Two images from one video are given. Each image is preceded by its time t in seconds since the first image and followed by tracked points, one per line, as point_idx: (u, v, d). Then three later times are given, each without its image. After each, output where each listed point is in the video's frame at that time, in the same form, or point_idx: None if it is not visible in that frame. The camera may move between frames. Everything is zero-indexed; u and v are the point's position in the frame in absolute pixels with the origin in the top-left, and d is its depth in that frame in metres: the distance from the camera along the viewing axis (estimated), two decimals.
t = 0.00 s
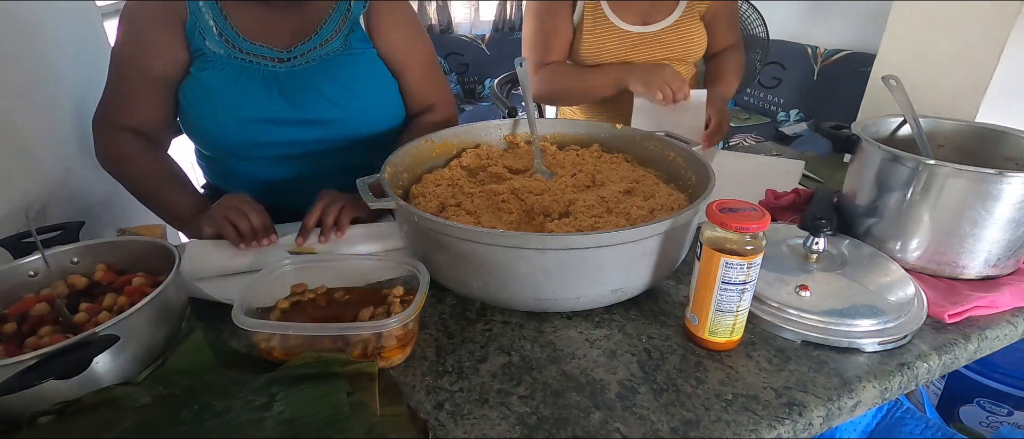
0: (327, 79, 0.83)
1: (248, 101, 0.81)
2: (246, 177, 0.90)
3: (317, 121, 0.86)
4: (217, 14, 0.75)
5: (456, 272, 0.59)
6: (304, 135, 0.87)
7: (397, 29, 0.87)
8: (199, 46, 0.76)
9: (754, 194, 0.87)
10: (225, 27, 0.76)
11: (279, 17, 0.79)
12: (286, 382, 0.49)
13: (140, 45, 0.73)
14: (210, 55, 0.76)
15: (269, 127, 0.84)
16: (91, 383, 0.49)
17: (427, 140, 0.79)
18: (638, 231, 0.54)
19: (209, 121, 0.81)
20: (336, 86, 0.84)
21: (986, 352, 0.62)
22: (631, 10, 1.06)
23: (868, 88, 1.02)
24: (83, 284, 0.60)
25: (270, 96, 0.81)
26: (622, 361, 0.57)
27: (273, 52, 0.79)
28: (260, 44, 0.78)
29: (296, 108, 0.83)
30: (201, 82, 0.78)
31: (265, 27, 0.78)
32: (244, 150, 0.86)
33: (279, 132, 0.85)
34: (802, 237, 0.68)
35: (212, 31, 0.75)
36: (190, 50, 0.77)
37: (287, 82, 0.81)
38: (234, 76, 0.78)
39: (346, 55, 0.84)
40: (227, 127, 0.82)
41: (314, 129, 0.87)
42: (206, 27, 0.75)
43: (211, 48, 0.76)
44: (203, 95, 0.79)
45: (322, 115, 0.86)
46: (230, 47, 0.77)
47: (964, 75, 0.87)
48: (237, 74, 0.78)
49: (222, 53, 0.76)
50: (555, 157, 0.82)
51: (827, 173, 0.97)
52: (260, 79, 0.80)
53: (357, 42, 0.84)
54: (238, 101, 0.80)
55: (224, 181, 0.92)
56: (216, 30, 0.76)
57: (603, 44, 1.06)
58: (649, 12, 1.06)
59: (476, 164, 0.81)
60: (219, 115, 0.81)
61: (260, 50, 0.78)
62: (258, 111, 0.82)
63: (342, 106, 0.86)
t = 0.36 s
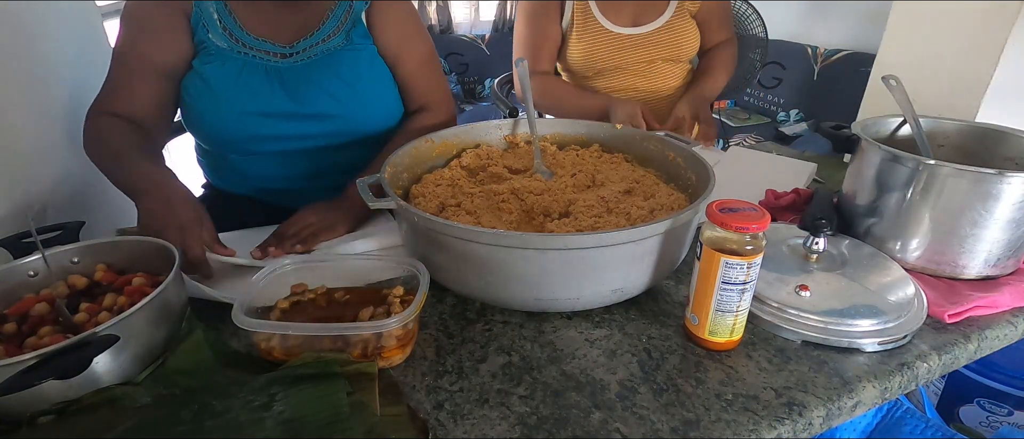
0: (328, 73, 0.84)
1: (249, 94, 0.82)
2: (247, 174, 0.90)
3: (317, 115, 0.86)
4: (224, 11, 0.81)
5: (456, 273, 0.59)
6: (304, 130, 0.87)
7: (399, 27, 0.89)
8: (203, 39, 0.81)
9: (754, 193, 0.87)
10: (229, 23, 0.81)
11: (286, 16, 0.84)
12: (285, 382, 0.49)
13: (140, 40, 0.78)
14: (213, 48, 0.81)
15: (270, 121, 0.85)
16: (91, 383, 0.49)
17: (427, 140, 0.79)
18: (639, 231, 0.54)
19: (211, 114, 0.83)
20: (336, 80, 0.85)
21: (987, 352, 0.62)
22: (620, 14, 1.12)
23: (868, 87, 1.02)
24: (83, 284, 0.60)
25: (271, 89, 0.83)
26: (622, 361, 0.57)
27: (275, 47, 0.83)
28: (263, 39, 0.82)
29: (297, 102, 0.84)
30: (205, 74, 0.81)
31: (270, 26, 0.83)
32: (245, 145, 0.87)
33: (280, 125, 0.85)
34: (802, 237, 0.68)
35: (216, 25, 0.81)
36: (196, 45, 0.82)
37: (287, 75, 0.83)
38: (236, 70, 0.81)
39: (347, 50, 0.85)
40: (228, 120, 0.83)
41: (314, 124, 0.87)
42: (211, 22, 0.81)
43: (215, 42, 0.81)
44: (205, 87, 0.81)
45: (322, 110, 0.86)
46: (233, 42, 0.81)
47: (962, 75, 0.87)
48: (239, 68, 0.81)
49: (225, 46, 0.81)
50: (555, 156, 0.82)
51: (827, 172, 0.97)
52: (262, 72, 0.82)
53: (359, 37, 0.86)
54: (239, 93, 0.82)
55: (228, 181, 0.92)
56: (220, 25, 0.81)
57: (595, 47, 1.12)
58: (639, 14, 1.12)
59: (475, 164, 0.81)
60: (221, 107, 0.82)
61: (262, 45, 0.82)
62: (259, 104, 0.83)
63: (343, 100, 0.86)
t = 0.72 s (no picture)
0: (332, 74, 0.82)
1: (251, 91, 0.79)
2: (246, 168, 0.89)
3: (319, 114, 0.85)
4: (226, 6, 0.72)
5: (456, 272, 0.59)
6: (305, 128, 0.86)
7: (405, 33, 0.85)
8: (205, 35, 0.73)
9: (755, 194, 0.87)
10: (234, 18, 0.73)
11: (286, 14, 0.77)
12: (285, 382, 0.49)
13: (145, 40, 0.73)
14: (216, 45, 0.74)
15: (270, 119, 0.83)
16: (91, 383, 0.49)
17: (427, 140, 0.79)
18: (639, 230, 0.54)
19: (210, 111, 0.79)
20: (339, 80, 0.83)
21: (986, 352, 0.62)
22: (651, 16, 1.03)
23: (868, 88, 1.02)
24: (83, 284, 0.60)
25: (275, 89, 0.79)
26: (622, 361, 0.57)
27: (280, 45, 0.76)
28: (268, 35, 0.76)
29: (299, 101, 0.82)
30: (206, 72, 0.75)
31: (276, 20, 0.76)
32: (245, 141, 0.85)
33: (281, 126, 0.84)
34: (802, 238, 0.68)
35: (219, 20, 0.73)
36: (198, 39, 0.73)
37: (293, 76, 0.79)
38: (240, 65, 0.76)
39: (352, 50, 0.82)
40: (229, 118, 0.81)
41: (314, 122, 0.86)
42: (213, 17, 0.72)
43: (219, 38, 0.73)
44: (207, 86, 0.76)
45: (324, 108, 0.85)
46: (237, 38, 0.74)
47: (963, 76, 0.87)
48: (242, 63, 0.76)
49: (229, 43, 0.74)
50: (555, 157, 0.82)
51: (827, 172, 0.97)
52: (264, 70, 0.77)
53: (364, 37, 0.82)
54: (240, 92, 0.78)
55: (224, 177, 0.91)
56: (223, 19, 0.73)
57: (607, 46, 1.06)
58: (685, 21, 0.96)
59: (475, 164, 0.81)
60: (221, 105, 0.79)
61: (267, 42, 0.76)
62: (262, 102, 0.80)
63: (344, 99, 0.86)
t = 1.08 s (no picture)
0: (322, 67, 0.84)
1: (243, 87, 0.82)
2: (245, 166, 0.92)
3: (311, 106, 0.86)
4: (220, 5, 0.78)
5: (456, 272, 0.59)
6: (298, 122, 0.88)
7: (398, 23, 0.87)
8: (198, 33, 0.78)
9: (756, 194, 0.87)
10: (226, 15, 0.78)
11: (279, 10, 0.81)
12: (286, 382, 0.49)
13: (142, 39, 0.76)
14: (209, 42, 0.78)
15: (265, 115, 0.85)
16: (91, 383, 0.49)
17: (427, 140, 0.79)
18: (639, 231, 0.54)
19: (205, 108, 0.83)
20: (329, 72, 0.85)
21: (986, 352, 0.61)
22: (630, 13, 1.07)
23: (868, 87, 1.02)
24: (83, 284, 0.60)
25: (265, 82, 0.82)
26: (622, 361, 0.57)
27: (269, 40, 0.80)
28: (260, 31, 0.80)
29: (290, 92, 0.84)
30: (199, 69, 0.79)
31: (268, 19, 0.81)
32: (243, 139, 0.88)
33: (275, 120, 0.86)
34: (802, 238, 0.68)
35: (213, 19, 0.78)
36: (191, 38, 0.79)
37: (284, 71, 0.82)
38: (231, 61, 0.80)
39: (343, 42, 0.84)
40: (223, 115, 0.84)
41: (308, 117, 0.87)
42: (207, 16, 0.78)
43: (210, 35, 0.78)
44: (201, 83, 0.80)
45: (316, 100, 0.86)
46: (229, 35, 0.78)
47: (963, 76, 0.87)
48: (233, 60, 0.79)
49: (222, 40, 0.78)
50: (556, 157, 0.82)
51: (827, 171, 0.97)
52: (254, 64, 0.81)
53: (353, 28, 0.84)
54: (231, 88, 0.81)
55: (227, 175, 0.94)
56: (217, 19, 0.78)
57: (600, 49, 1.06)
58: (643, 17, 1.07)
59: (475, 164, 0.81)
60: (215, 101, 0.82)
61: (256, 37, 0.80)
62: (254, 98, 0.83)
63: (336, 92, 0.86)
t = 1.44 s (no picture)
0: (355, 69, 0.85)
1: (280, 96, 0.82)
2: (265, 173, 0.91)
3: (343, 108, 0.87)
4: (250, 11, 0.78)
5: (456, 272, 0.59)
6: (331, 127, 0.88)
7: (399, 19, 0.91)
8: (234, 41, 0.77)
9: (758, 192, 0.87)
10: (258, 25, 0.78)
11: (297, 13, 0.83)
12: (286, 382, 0.49)
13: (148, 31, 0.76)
14: (247, 53, 0.78)
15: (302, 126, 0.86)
16: (91, 383, 0.49)
17: (427, 140, 0.79)
18: (639, 231, 0.54)
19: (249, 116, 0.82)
20: (359, 72, 0.86)
21: (986, 352, 0.61)
22: (638, 21, 1.03)
23: (867, 88, 1.02)
24: (83, 284, 0.60)
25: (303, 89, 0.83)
26: (622, 361, 0.57)
27: (298, 46, 0.82)
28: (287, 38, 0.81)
29: (326, 99, 0.85)
30: (242, 79, 0.79)
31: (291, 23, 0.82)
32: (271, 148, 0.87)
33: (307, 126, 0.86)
34: (802, 238, 0.68)
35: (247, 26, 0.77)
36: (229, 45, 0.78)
37: (323, 73, 0.84)
38: (269, 71, 0.80)
39: (368, 42, 0.86)
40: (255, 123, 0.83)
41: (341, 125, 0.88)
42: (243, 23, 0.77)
43: (246, 45, 0.78)
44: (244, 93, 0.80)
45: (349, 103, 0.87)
46: (261, 44, 0.79)
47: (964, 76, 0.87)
48: (264, 68, 0.80)
49: (257, 50, 0.78)
50: (556, 157, 0.82)
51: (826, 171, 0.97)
52: (287, 72, 0.82)
53: (375, 27, 0.88)
54: (272, 94, 0.81)
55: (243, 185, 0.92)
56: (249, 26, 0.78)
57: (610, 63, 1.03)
58: (656, 25, 1.04)
59: (475, 164, 0.81)
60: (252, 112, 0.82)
61: (286, 44, 0.81)
62: (290, 106, 0.83)
63: (363, 93, 0.87)
